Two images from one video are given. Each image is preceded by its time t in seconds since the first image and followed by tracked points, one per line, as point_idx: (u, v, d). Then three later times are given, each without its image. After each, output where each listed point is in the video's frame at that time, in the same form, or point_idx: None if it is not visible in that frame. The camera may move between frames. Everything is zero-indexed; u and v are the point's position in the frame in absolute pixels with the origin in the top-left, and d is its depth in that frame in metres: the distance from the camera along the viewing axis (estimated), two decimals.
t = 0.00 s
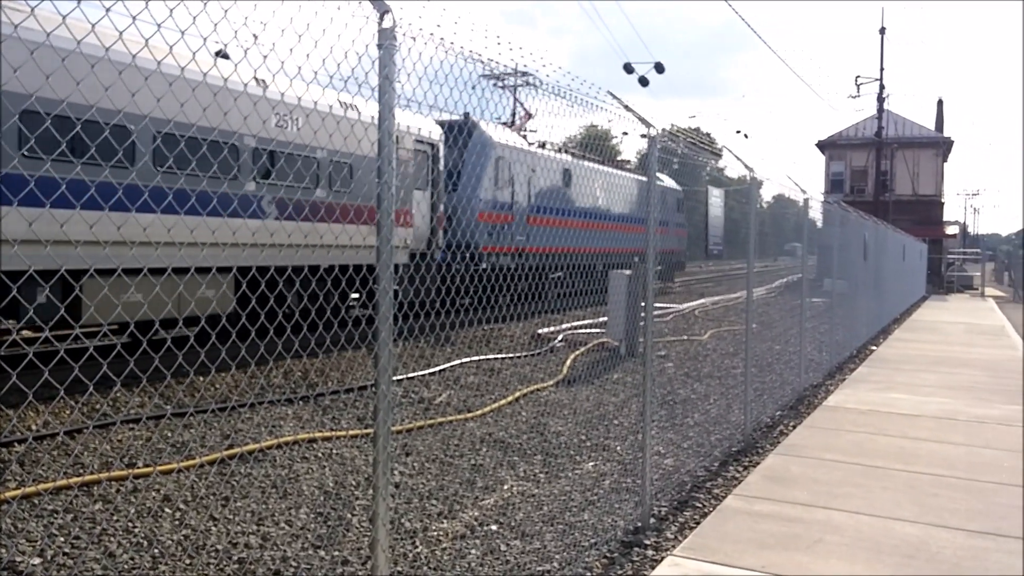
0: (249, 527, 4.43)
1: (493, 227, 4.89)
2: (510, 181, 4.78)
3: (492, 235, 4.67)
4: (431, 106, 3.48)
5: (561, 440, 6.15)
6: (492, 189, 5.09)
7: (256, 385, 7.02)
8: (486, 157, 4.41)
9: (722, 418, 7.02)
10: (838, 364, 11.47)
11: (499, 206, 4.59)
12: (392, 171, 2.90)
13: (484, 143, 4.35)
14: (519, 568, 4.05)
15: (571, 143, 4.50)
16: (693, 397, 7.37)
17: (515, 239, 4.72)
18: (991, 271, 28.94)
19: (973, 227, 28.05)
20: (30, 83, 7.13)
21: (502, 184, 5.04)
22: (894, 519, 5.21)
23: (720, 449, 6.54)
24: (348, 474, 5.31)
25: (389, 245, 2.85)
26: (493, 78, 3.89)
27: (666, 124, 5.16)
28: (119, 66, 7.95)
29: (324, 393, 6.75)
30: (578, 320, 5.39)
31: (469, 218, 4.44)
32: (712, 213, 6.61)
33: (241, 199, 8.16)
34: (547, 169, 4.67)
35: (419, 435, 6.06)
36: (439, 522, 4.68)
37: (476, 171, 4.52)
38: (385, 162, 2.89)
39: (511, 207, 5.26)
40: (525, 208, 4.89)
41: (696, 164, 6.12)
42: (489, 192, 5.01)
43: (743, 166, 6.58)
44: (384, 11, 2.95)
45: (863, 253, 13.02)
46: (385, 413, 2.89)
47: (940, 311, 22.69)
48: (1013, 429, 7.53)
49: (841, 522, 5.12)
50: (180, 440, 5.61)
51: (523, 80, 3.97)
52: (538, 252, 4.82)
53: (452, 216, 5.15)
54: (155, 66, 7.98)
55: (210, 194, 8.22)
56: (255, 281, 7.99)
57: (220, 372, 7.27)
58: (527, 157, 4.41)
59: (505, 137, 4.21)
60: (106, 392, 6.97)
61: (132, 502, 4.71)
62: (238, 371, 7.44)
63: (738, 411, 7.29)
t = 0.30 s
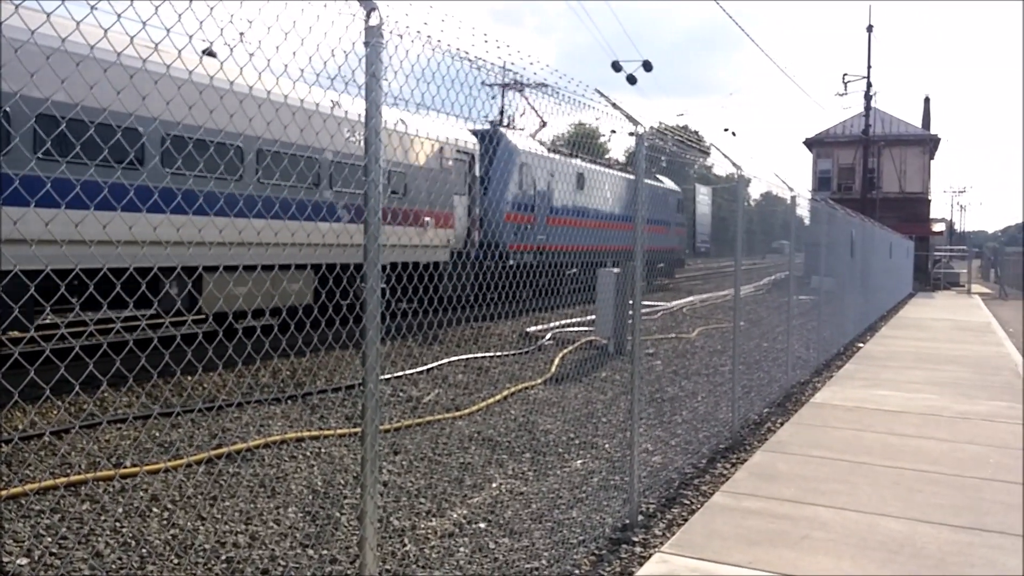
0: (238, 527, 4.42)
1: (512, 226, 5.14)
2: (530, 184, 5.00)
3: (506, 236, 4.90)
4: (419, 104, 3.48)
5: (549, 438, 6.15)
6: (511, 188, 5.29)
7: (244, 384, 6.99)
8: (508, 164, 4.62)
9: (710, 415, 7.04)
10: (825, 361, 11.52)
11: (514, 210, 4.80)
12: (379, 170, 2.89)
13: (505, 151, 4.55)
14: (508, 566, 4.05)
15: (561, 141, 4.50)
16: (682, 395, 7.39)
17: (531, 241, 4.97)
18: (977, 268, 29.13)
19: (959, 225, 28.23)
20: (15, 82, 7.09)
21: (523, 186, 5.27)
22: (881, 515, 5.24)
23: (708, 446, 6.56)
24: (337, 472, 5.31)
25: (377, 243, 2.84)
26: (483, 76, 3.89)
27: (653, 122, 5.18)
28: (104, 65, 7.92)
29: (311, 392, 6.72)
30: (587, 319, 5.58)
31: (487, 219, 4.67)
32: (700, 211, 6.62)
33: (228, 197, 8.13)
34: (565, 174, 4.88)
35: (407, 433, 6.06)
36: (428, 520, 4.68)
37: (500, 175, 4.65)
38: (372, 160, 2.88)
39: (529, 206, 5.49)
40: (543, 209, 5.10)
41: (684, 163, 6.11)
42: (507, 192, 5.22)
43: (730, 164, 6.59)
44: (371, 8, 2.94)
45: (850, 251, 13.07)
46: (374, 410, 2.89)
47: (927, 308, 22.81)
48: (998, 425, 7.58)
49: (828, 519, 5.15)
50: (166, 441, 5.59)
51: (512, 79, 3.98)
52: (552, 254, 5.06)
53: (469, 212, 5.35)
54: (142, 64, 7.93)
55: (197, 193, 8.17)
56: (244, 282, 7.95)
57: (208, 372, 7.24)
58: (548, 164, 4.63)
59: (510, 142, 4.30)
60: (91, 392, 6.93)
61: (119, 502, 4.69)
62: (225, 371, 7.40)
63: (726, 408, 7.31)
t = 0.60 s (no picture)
0: (231, 525, 4.42)
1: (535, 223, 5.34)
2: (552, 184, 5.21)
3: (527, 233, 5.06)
4: (414, 102, 3.48)
5: (543, 436, 6.17)
6: (532, 188, 5.50)
7: (237, 383, 6.99)
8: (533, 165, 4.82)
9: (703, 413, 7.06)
10: (818, 359, 11.57)
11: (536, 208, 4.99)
12: (373, 167, 2.89)
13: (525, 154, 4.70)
14: (501, 564, 4.06)
15: (554, 139, 4.51)
16: (675, 393, 7.40)
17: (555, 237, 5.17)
18: (968, 267, 29.24)
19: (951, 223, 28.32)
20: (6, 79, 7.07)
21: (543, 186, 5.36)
22: (873, 512, 5.26)
23: (701, 444, 6.58)
24: (330, 470, 5.31)
25: (370, 241, 2.84)
26: (476, 74, 3.89)
27: (648, 122, 5.20)
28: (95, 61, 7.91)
29: (303, 390, 6.72)
30: (580, 317, 5.59)
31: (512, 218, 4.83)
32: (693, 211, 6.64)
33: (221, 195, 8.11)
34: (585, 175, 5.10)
35: (400, 431, 6.06)
36: (421, 518, 4.68)
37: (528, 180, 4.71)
38: (365, 157, 2.88)
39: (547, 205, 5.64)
40: (564, 207, 5.31)
41: (678, 161, 6.11)
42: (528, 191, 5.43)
43: (724, 163, 6.60)
44: (363, 6, 2.94)
45: (842, 249, 13.11)
46: (366, 408, 2.89)
47: (919, 306, 22.90)
48: (989, 422, 7.62)
49: (820, 516, 5.17)
50: (159, 439, 5.58)
51: (505, 77, 3.99)
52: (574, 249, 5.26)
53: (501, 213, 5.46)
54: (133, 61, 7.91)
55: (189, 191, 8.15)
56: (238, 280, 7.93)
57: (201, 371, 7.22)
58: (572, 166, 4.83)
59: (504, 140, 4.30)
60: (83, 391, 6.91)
61: (112, 500, 4.69)
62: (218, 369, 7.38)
63: (719, 406, 7.33)
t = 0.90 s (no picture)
0: (225, 524, 4.42)
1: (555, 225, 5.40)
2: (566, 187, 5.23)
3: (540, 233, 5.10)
4: (409, 101, 3.47)
5: (537, 435, 6.17)
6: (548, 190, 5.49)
7: (232, 382, 6.97)
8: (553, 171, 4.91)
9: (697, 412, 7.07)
10: (813, 357, 11.58)
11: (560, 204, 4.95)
12: (366, 167, 2.89)
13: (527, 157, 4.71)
14: (495, 563, 4.06)
15: (549, 137, 4.51)
16: (669, 391, 7.41)
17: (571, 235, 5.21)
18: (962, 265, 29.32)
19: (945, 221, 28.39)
20: None
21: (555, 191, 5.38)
22: (867, 511, 5.27)
23: (695, 442, 6.59)
24: (325, 469, 5.31)
25: (363, 242, 2.84)
26: (470, 73, 3.89)
27: (642, 120, 5.20)
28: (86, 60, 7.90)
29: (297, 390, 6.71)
30: (575, 316, 5.59)
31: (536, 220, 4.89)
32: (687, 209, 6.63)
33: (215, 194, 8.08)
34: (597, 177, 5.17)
35: (395, 430, 6.05)
36: (415, 517, 4.68)
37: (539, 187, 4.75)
38: (359, 157, 2.87)
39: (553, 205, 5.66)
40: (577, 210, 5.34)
41: (672, 159, 6.11)
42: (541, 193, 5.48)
43: (718, 161, 6.59)
44: (357, 5, 2.93)
45: (837, 247, 13.12)
46: (359, 408, 2.88)
47: (913, 304, 22.96)
48: (982, 420, 7.64)
49: (815, 514, 5.18)
50: (153, 439, 5.57)
51: (500, 76, 3.99)
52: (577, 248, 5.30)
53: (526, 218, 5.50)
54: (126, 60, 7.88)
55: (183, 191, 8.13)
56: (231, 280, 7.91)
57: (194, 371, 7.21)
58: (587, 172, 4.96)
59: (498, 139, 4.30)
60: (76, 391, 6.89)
61: (106, 500, 4.68)
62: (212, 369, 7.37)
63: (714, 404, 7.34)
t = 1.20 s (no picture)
0: (222, 523, 4.42)
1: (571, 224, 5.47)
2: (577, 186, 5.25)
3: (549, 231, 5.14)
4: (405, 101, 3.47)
5: (534, 433, 6.17)
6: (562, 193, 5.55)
7: (228, 381, 6.97)
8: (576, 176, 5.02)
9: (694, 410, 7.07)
10: (810, 355, 11.59)
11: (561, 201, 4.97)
12: (361, 165, 2.88)
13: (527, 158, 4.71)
14: (492, 562, 4.06)
15: (545, 136, 4.51)
16: (666, 389, 7.41)
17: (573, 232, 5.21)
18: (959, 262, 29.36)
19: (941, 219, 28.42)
20: None
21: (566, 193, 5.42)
22: (864, 508, 5.27)
23: (692, 440, 6.59)
24: (322, 468, 5.30)
25: (358, 239, 2.83)
26: (466, 71, 3.89)
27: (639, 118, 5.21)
28: (80, 59, 7.87)
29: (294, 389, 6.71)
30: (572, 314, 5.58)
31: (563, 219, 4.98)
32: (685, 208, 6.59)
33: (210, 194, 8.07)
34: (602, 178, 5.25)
35: (392, 429, 6.05)
36: (412, 516, 4.68)
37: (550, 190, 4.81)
38: (353, 155, 2.87)
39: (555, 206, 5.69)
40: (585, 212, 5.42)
41: (669, 158, 6.10)
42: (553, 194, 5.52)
43: (714, 158, 6.56)
44: (351, 3, 2.93)
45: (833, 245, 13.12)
46: (355, 407, 2.88)
47: (910, 301, 22.99)
48: (979, 417, 7.64)
49: (812, 511, 5.19)
50: (149, 438, 5.56)
51: (497, 74, 3.99)
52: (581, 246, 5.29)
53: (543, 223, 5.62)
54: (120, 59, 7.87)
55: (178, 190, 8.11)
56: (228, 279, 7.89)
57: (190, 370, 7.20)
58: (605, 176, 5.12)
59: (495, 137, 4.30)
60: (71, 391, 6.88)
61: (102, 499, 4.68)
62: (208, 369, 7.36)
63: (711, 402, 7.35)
